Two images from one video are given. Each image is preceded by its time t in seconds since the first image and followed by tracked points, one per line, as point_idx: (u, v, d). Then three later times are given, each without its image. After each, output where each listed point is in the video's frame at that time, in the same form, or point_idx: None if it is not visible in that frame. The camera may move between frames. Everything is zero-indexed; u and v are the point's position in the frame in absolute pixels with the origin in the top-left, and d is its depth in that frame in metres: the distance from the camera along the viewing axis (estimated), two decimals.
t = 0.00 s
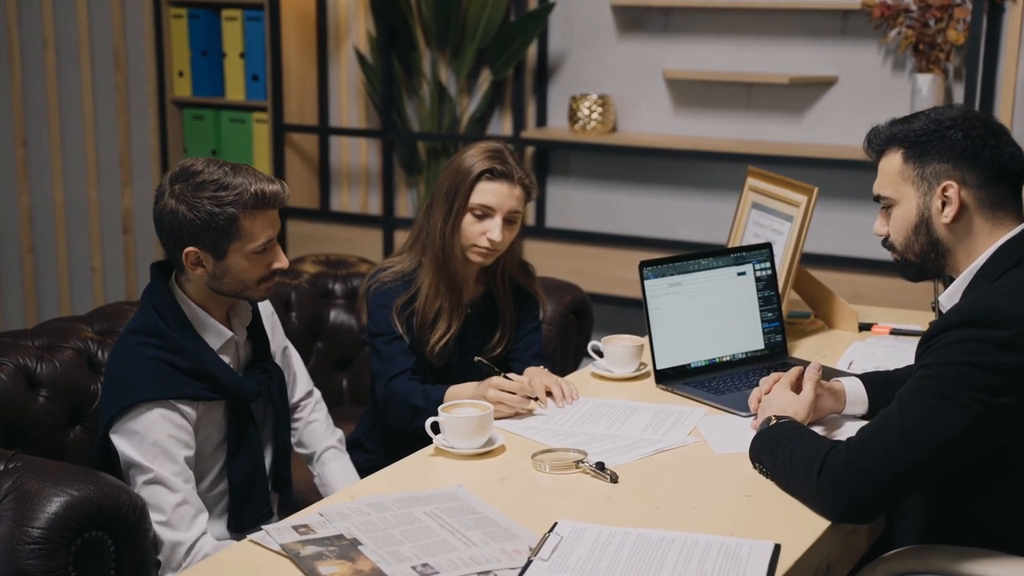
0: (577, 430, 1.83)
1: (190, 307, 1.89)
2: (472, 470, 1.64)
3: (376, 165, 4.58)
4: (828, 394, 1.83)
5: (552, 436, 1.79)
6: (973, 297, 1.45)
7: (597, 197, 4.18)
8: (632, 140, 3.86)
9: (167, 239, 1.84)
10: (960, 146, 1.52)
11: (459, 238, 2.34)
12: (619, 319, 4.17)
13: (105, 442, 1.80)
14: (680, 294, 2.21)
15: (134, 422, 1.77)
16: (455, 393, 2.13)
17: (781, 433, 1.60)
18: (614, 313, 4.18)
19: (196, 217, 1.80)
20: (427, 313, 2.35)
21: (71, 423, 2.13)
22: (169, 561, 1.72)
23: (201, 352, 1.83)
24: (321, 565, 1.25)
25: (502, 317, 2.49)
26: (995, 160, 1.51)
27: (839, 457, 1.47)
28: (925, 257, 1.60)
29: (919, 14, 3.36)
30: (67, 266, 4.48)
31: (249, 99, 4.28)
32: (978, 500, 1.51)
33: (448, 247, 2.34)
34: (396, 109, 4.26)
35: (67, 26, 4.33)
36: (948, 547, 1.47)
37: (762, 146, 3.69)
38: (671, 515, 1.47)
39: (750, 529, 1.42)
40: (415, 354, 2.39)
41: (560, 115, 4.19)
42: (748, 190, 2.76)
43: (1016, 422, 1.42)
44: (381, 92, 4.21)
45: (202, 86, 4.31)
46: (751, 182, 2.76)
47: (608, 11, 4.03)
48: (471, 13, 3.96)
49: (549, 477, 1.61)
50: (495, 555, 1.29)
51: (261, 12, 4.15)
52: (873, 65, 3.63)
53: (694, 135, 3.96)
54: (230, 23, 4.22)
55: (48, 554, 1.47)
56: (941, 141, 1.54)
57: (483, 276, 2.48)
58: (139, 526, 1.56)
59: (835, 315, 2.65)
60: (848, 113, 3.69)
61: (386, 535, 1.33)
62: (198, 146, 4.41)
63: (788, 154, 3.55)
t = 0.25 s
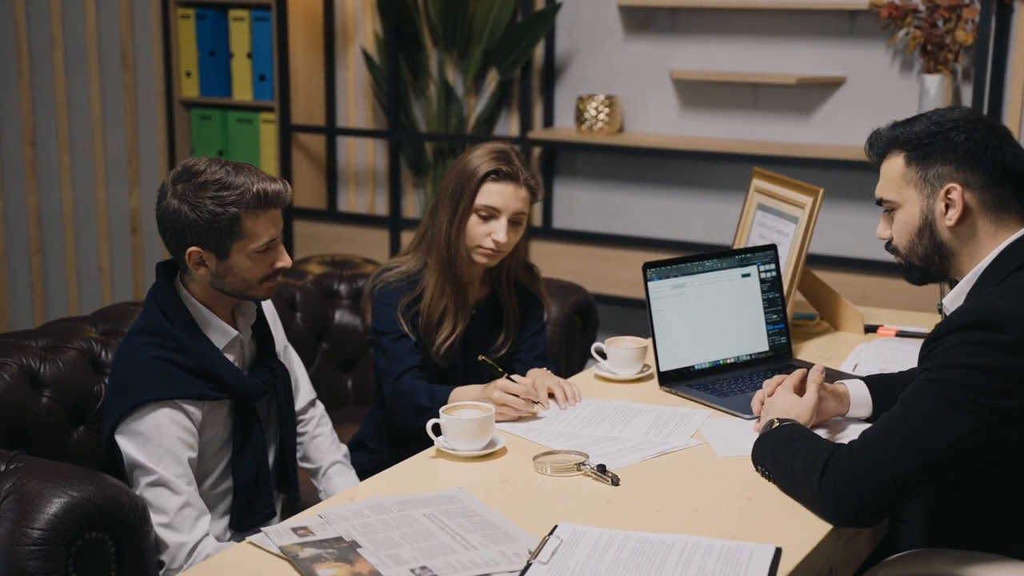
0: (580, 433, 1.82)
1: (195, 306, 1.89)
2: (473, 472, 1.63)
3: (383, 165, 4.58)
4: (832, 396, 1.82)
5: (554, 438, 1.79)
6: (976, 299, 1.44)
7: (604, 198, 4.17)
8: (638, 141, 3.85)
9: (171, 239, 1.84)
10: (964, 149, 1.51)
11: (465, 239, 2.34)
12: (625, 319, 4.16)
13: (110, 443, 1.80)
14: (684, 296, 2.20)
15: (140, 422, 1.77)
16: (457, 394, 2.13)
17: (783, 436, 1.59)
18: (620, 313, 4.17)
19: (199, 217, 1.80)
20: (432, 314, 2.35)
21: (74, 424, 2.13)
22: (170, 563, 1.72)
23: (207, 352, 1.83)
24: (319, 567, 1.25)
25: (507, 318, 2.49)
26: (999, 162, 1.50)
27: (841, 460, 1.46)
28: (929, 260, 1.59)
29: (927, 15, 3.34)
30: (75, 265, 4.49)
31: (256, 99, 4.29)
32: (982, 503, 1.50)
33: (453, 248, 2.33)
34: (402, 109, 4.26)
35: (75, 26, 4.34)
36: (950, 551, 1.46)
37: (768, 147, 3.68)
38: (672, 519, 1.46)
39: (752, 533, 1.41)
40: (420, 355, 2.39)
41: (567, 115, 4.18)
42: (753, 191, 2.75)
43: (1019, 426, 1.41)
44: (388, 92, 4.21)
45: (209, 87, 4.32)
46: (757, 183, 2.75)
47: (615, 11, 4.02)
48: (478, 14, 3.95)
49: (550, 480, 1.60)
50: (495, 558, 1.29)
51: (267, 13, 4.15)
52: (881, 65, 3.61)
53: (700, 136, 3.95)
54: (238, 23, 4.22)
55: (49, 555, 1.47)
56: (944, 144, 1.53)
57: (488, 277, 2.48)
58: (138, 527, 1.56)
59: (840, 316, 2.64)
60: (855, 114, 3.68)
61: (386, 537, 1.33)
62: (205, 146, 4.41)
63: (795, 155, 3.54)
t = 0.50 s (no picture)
0: (582, 435, 1.81)
1: (202, 306, 1.89)
2: (474, 475, 1.63)
3: (391, 166, 4.58)
4: (837, 399, 1.82)
5: (557, 441, 1.78)
6: (981, 302, 1.43)
7: (611, 199, 4.16)
8: (646, 142, 3.85)
9: (178, 238, 1.84)
10: (968, 151, 1.50)
11: (471, 240, 2.33)
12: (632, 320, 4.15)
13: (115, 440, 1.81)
14: (689, 298, 2.19)
15: (145, 416, 1.77)
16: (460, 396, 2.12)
17: (787, 438, 1.58)
18: (627, 315, 4.16)
19: (205, 216, 1.80)
20: (437, 315, 2.35)
21: (79, 424, 2.13)
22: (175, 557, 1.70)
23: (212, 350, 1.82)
24: (318, 570, 1.24)
25: (513, 320, 2.48)
26: (1003, 165, 1.49)
27: (844, 464, 1.45)
28: (933, 263, 1.58)
29: (936, 15, 3.31)
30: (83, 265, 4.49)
31: (264, 100, 4.29)
32: (987, 507, 1.49)
33: (460, 249, 2.33)
34: (410, 110, 4.25)
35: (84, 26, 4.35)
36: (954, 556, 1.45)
37: (776, 148, 3.66)
38: (673, 522, 1.45)
39: (753, 537, 1.40)
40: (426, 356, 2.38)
41: (575, 116, 4.17)
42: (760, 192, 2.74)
43: None
44: (395, 92, 4.21)
45: (217, 87, 4.33)
46: (763, 184, 2.74)
47: (624, 11, 4.01)
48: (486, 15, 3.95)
49: (552, 483, 1.59)
50: (494, 562, 1.28)
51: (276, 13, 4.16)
52: (890, 66, 3.59)
53: (708, 137, 3.94)
54: (246, 23, 4.23)
55: (50, 556, 1.47)
56: (947, 146, 1.52)
57: (494, 278, 2.47)
58: (140, 530, 1.56)
59: (847, 319, 2.63)
60: (864, 114, 3.66)
61: (385, 540, 1.33)
62: (213, 147, 4.42)
63: (803, 155, 3.52)
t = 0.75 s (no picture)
0: (585, 436, 1.81)
1: (205, 307, 1.89)
2: (476, 475, 1.63)
3: (398, 166, 4.58)
4: (840, 400, 1.81)
5: (559, 441, 1.78)
6: (985, 304, 1.43)
7: (618, 199, 4.16)
8: (652, 142, 3.84)
9: (182, 238, 1.84)
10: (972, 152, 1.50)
11: (476, 241, 2.33)
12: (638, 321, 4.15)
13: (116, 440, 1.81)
14: (693, 299, 2.19)
15: (142, 415, 1.77)
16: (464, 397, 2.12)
17: (789, 440, 1.58)
18: (633, 315, 4.16)
19: (210, 217, 1.80)
20: (442, 316, 2.35)
21: (83, 424, 2.14)
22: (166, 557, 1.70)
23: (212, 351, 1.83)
24: (317, 571, 1.24)
25: (518, 321, 2.48)
26: (1009, 166, 1.48)
27: (846, 465, 1.45)
28: (937, 264, 1.57)
29: (944, 15, 3.29)
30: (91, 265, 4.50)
31: (271, 100, 4.29)
32: (990, 509, 1.49)
33: (465, 250, 2.33)
34: (417, 110, 4.25)
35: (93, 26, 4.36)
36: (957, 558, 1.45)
37: (783, 149, 3.66)
38: (675, 524, 1.45)
39: (754, 539, 1.40)
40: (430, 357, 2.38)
41: (582, 117, 4.17)
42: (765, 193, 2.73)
43: None
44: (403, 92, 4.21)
45: (224, 87, 4.33)
46: (768, 184, 2.73)
47: (631, 12, 4.00)
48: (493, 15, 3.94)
49: (553, 484, 1.59)
50: (494, 563, 1.28)
51: (283, 13, 4.16)
52: (897, 66, 3.58)
53: (714, 138, 3.93)
54: (254, 24, 4.23)
55: (52, 556, 1.48)
56: (952, 147, 1.52)
57: (499, 279, 2.47)
58: (142, 529, 1.57)
59: (852, 320, 2.62)
60: (871, 115, 3.65)
61: (385, 541, 1.33)
62: (221, 147, 4.43)
63: (810, 156, 3.51)
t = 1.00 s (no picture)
0: (586, 437, 1.80)
1: (204, 308, 1.89)
2: (476, 476, 1.62)
3: (406, 166, 4.58)
4: (844, 402, 1.80)
5: (560, 442, 1.78)
6: (988, 305, 1.42)
7: (625, 199, 4.15)
8: (659, 142, 3.83)
9: (183, 239, 1.84)
10: (975, 153, 1.48)
11: (480, 241, 2.32)
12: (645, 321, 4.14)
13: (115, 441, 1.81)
14: (696, 300, 2.18)
15: (143, 418, 1.77)
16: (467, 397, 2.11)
17: (790, 441, 1.57)
18: (640, 316, 4.15)
19: (212, 217, 1.80)
20: (446, 316, 2.34)
21: (87, 423, 2.15)
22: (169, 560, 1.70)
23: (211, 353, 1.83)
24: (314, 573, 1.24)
25: (522, 321, 2.48)
26: (1013, 166, 1.47)
27: (847, 467, 1.44)
28: (940, 265, 1.56)
29: (953, 16, 3.26)
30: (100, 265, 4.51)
31: (279, 100, 4.30)
32: (994, 511, 1.48)
33: (468, 250, 2.32)
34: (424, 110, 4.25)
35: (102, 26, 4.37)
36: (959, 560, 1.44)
37: (791, 149, 3.64)
38: (675, 526, 1.44)
39: (754, 541, 1.39)
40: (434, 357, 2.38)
41: (590, 117, 4.16)
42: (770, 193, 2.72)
43: None
44: (410, 92, 4.21)
45: (232, 88, 4.34)
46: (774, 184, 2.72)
47: (639, 12, 3.99)
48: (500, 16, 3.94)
49: (554, 485, 1.59)
50: (491, 565, 1.28)
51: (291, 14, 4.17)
52: (906, 66, 3.57)
53: (721, 138, 3.92)
54: (262, 24, 4.23)
55: (51, 556, 1.48)
56: (955, 147, 1.51)
57: (503, 280, 2.46)
58: (143, 529, 1.57)
59: (858, 321, 2.61)
60: (879, 115, 3.64)
61: (383, 542, 1.32)
62: (229, 147, 4.44)
63: (818, 156, 3.50)
